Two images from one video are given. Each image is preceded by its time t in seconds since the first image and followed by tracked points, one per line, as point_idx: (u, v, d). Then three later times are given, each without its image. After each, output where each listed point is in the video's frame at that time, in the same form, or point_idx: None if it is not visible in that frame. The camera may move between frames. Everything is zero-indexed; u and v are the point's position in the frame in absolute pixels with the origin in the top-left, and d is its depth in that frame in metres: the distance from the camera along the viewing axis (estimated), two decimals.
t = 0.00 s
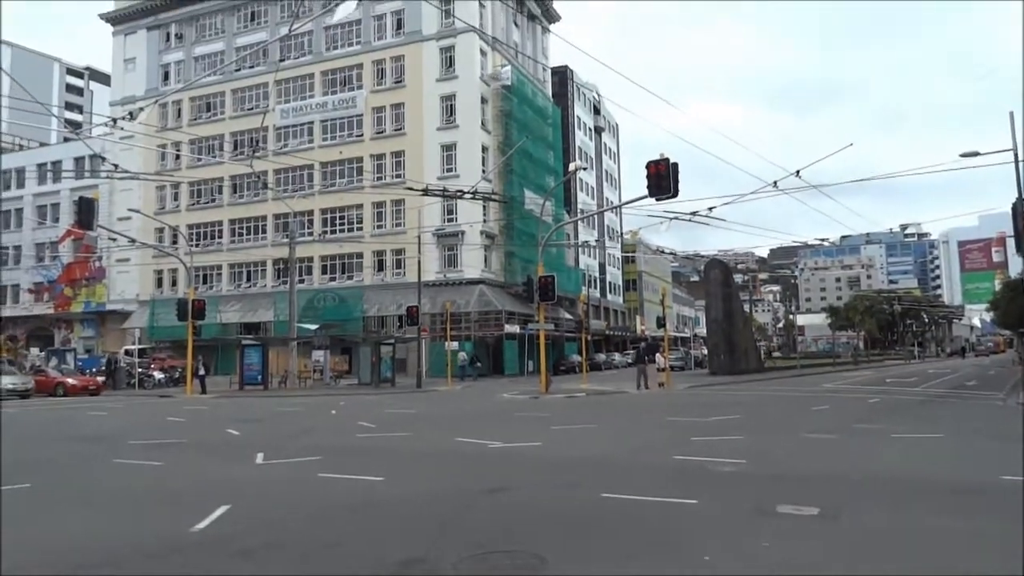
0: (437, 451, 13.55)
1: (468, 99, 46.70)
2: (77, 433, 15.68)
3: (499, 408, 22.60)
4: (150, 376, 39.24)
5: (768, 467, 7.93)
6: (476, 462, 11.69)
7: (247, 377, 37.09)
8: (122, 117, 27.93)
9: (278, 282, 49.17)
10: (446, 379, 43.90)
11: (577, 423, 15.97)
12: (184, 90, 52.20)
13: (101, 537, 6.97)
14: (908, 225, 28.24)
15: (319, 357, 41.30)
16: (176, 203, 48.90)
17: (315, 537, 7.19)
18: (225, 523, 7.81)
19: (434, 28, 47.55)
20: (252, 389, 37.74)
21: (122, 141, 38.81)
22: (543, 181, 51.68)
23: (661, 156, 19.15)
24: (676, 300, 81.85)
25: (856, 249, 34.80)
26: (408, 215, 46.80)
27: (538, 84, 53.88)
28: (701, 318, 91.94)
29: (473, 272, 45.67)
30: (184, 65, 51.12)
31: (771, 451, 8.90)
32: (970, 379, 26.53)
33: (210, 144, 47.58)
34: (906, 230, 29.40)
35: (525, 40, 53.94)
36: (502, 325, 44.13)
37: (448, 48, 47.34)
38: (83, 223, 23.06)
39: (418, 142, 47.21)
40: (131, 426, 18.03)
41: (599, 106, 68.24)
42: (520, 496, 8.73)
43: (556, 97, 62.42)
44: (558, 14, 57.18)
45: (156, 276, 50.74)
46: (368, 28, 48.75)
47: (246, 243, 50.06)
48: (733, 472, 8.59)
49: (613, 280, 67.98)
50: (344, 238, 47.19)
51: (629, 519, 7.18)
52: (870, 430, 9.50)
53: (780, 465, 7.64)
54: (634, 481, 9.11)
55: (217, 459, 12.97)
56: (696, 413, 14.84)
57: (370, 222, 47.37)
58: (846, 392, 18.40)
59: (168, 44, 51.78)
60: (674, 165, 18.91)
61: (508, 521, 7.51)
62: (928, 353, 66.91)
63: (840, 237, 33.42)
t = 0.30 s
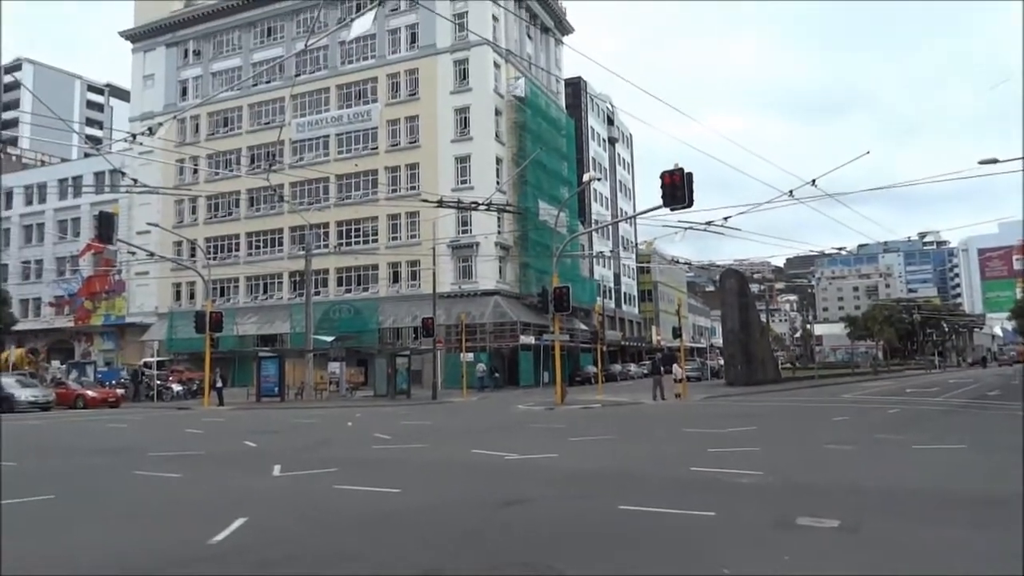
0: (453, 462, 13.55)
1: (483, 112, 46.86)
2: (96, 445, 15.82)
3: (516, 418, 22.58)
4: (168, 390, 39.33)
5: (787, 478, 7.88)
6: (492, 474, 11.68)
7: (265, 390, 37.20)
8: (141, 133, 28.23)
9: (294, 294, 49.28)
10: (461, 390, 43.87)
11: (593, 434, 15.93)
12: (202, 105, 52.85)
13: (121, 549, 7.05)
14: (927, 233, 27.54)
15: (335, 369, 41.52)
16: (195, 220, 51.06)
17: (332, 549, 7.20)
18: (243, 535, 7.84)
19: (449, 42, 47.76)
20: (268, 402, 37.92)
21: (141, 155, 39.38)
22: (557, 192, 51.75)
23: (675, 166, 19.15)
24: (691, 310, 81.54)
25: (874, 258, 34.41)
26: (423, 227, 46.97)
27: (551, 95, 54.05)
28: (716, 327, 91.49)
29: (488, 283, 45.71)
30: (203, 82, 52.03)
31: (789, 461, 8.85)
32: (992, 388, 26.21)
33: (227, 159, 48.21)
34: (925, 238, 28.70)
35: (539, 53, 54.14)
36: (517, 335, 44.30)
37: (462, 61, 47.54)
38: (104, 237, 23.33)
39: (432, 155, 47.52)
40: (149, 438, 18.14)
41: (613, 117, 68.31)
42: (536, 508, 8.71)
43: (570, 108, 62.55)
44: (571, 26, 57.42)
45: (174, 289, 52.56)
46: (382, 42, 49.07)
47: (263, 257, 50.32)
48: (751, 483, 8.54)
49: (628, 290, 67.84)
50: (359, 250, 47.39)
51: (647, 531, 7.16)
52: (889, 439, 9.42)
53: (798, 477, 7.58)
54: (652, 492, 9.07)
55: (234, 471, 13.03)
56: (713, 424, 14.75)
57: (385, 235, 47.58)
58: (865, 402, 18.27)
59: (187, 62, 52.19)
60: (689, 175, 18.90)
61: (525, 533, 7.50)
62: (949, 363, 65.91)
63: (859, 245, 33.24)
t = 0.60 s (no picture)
0: (475, 473, 13.57)
1: (501, 123, 46.95)
2: (123, 455, 16.01)
3: (537, 429, 22.55)
4: (192, 400, 39.62)
5: (812, 489, 7.81)
6: (514, 485, 11.67)
7: (287, 400, 37.52)
8: (167, 147, 28.65)
9: (315, 306, 49.48)
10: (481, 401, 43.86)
11: (615, 444, 15.87)
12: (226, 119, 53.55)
13: (147, 560, 7.12)
14: (953, 240, 26.97)
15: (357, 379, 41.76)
16: (219, 232, 52.54)
17: (354, 559, 7.24)
18: (267, 545, 7.91)
19: (467, 54, 47.88)
20: (290, 413, 38.21)
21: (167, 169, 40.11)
22: (577, 202, 51.71)
23: (696, 175, 19.09)
24: (714, 320, 81.04)
25: (899, 265, 33.99)
26: (443, 237, 47.32)
27: (570, 105, 54.16)
28: (739, 337, 90.81)
29: (508, 293, 45.72)
30: (226, 96, 52.69)
31: (814, 472, 8.77)
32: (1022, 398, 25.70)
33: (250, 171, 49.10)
34: (951, 246, 28.10)
35: (557, 63, 54.24)
36: (538, 346, 44.06)
37: (481, 72, 47.80)
38: (130, 250, 23.70)
39: (452, 166, 47.75)
40: (175, 448, 18.35)
41: (633, 126, 68.26)
42: (559, 519, 8.70)
43: (589, 118, 62.61)
44: (590, 36, 57.57)
45: (199, 301, 51.06)
46: (402, 55, 49.52)
47: (285, 268, 50.63)
48: (777, 495, 8.48)
49: (649, 300, 67.58)
50: (379, 261, 47.59)
51: (670, 542, 7.13)
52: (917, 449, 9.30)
53: (824, 489, 7.50)
54: (675, 504, 9.03)
55: (258, 481, 13.14)
56: (736, 435, 14.65)
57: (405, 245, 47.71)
58: (892, 412, 18.01)
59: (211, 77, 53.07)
60: (710, 185, 18.83)
61: (546, 544, 7.49)
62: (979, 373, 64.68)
63: (883, 252, 33.06)
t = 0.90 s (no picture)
0: (496, 483, 13.58)
1: (520, 132, 47.01)
2: (147, 464, 16.17)
3: (557, 439, 22.50)
4: (215, 410, 39.88)
5: (836, 501, 7.76)
6: (535, 495, 11.67)
7: (307, 410, 37.73)
8: (191, 159, 28.92)
9: (336, 315, 49.77)
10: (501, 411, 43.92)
11: (637, 455, 15.81)
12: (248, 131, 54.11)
13: (170, 569, 7.19)
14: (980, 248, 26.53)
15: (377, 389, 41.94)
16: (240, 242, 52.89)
17: (374, 570, 7.28)
18: (289, 554, 7.98)
19: (486, 64, 48.14)
20: (311, 422, 38.40)
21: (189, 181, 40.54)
22: (596, 211, 51.65)
23: (716, 184, 19.05)
24: (735, 329, 80.53)
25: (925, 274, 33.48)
26: (463, 247, 47.44)
27: (589, 115, 54.22)
28: (760, 346, 90.15)
29: (528, 302, 45.69)
30: (248, 108, 53.30)
31: (838, 484, 8.70)
32: None
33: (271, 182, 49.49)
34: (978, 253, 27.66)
35: (576, 73, 54.31)
36: (557, 355, 44.14)
37: (500, 83, 47.88)
38: (154, 261, 23.97)
39: (471, 175, 47.89)
40: (198, 457, 18.50)
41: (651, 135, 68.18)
42: (580, 529, 8.70)
43: (608, 127, 62.59)
44: (609, 46, 57.65)
45: (220, 310, 50.53)
46: (422, 66, 49.92)
47: (305, 278, 51.00)
48: (800, 506, 8.43)
49: (669, 309, 67.30)
50: (399, 271, 47.80)
51: (692, 554, 7.11)
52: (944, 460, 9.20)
53: (848, 501, 7.44)
54: (697, 515, 9.00)
55: (280, 490, 13.23)
56: (759, 445, 14.55)
57: (425, 255, 48.13)
58: (919, 423, 17.78)
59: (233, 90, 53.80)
60: (730, 193, 18.77)
61: (567, 555, 7.49)
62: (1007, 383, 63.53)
63: (910, 261, 32.81)
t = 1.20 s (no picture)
0: (514, 493, 13.53)
1: (536, 141, 46.94)
2: (167, 473, 16.26)
3: (574, 448, 22.43)
4: (235, 418, 40.10)
5: (858, 512, 7.68)
6: (552, 505, 11.64)
7: (326, 419, 37.92)
8: (211, 171, 29.16)
9: (353, 325, 49.92)
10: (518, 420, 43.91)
11: (655, 464, 15.71)
12: (268, 142, 54.66)
13: None
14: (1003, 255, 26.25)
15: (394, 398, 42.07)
16: (259, 253, 53.46)
17: None
18: (308, 563, 8.01)
19: (502, 74, 48.18)
20: (329, 431, 38.56)
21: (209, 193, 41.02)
22: (612, 220, 51.57)
23: (734, 192, 18.98)
24: (753, 337, 80.07)
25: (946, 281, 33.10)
26: (480, 256, 47.40)
27: (605, 123, 54.22)
28: (779, 354, 89.61)
29: (545, 311, 45.54)
30: (267, 120, 53.82)
31: (861, 495, 8.62)
32: None
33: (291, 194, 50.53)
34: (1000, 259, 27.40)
35: (592, 81, 54.31)
36: (575, 364, 43.87)
37: (516, 92, 47.90)
38: (174, 271, 24.16)
39: (487, 185, 47.90)
40: (217, 466, 18.58)
41: (668, 143, 68.08)
42: (599, 540, 8.66)
43: (624, 135, 62.58)
44: (624, 54, 57.71)
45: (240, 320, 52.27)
46: (438, 77, 50.22)
47: (324, 288, 51.32)
48: (822, 518, 8.35)
49: (687, 317, 67.04)
50: (416, 280, 47.96)
51: (711, 565, 7.06)
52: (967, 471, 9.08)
53: (870, 512, 7.35)
54: (718, 525, 8.94)
55: (298, 499, 13.26)
56: (779, 455, 14.41)
57: (442, 264, 48.29)
58: (943, 433, 17.57)
59: (254, 102, 54.56)
60: (748, 201, 18.70)
61: (584, 565, 7.46)
62: None
63: (929, 269, 32.34)
